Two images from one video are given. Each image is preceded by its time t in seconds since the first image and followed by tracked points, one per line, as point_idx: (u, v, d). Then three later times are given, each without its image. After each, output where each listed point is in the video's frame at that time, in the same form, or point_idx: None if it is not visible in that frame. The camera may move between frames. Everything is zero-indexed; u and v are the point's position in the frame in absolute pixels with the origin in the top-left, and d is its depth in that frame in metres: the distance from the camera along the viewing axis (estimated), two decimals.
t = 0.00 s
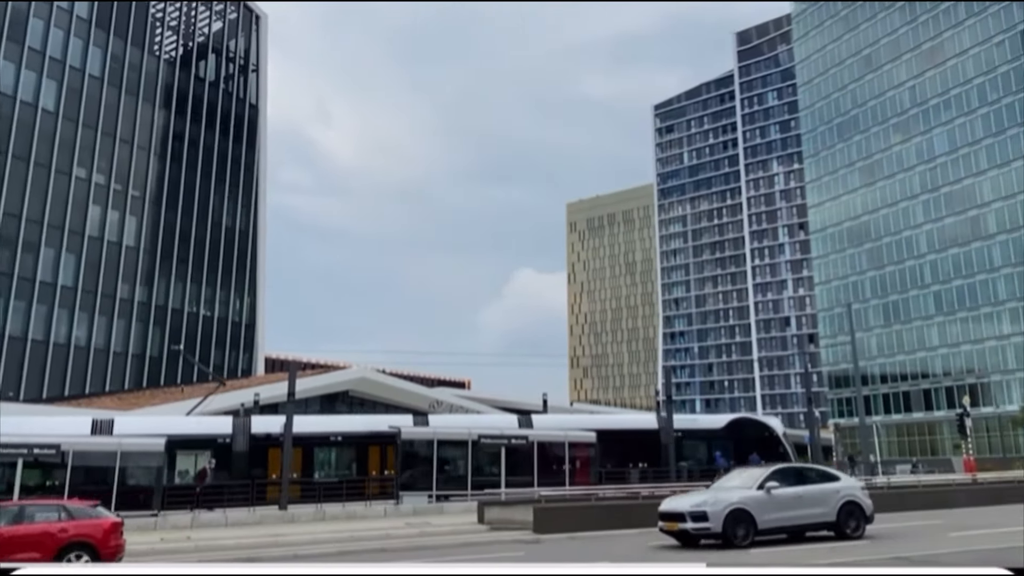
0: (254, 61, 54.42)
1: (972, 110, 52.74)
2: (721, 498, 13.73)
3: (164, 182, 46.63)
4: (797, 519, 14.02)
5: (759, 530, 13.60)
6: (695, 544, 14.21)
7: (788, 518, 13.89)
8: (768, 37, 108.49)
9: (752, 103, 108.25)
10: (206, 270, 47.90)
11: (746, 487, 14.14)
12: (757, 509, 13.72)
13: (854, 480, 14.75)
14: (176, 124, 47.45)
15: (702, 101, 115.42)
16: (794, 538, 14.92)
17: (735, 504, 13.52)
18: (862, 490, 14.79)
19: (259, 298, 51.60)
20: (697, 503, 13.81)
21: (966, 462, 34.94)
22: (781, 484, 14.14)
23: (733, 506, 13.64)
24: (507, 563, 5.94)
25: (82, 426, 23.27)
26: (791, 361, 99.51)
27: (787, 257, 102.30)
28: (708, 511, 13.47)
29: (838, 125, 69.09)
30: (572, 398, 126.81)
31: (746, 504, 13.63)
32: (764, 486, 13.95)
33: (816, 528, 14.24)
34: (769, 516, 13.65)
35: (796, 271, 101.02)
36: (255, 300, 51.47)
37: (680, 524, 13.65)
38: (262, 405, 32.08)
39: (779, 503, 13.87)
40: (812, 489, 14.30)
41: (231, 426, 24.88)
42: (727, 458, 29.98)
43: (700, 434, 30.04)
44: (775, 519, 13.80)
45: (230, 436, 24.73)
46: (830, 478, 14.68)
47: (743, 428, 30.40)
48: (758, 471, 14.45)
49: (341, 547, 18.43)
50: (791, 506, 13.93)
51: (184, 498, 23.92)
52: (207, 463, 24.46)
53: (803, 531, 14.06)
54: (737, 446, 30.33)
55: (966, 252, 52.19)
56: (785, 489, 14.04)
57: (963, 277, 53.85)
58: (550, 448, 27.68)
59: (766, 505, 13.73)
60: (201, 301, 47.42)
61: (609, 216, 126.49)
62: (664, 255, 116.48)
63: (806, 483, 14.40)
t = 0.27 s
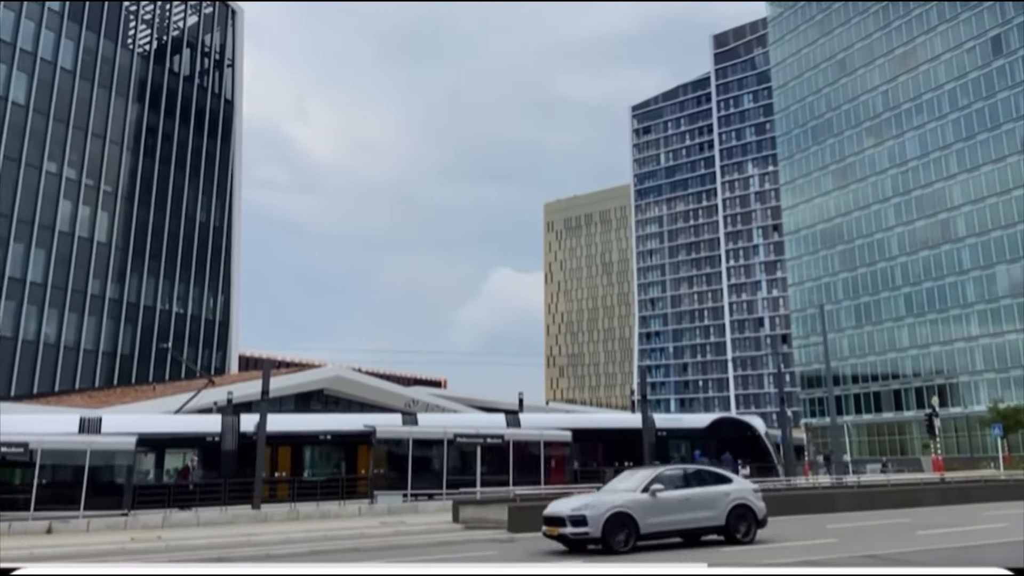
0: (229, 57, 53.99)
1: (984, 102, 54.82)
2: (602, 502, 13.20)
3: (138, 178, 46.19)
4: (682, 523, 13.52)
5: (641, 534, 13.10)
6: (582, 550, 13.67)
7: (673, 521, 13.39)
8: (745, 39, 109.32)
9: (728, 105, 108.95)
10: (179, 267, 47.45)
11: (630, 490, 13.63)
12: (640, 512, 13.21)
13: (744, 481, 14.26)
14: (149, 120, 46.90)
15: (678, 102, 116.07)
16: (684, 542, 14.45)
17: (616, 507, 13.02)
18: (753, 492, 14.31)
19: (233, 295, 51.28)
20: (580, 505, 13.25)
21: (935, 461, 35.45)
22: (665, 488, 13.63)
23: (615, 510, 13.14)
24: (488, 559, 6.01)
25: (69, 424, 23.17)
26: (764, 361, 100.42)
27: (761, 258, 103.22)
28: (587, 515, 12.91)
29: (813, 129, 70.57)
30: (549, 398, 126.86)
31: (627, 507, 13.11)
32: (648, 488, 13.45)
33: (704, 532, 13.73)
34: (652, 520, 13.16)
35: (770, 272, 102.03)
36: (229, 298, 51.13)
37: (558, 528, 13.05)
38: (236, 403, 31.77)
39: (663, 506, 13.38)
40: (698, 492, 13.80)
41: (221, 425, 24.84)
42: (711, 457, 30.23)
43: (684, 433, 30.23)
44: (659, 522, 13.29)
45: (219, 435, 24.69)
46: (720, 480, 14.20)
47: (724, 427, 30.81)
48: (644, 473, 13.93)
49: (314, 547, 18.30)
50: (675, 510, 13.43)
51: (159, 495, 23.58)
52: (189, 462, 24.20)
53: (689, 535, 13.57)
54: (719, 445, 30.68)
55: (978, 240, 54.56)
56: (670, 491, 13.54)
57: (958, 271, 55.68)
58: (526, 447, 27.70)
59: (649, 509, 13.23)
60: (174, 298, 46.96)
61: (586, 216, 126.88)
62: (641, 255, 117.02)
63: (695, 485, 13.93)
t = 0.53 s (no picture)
0: (204, 51, 53.53)
1: (954, 106, 54.00)
2: (483, 505, 12.37)
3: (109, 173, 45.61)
4: (567, 527, 12.75)
5: (519, 539, 12.29)
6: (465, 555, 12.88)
7: (556, 525, 12.62)
8: (721, 42, 110.18)
9: (704, 107, 109.71)
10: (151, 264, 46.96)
11: (513, 492, 12.83)
12: (521, 516, 12.39)
13: (637, 483, 13.58)
14: (121, 113, 46.26)
15: (655, 103, 116.79)
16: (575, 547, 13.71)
17: (495, 510, 12.21)
18: (645, 495, 13.61)
19: (206, 292, 50.88)
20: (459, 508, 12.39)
21: (902, 460, 36.01)
22: (551, 490, 12.88)
23: (495, 513, 12.32)
24: (459, 561, 6.03)
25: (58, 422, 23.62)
26: (736, 361, 101.32)
27: (735, 259, 104.18)
28: (464, 520, 12.04)
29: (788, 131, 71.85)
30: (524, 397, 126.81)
31: (508, 510, 12.31)
32: (532, 490, 12.66)
33: (591, 536, 12.97)
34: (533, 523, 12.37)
35: (743, 273, 103.09)
36: (202, 295, 50.71)
37: (435, 533, 12.20)
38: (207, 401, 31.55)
39: (547, 509, 12.60)
40: (586, 493, 13.07)
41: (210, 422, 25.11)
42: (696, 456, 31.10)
43: (671, 432, 30.97)
44: (542, 527, 12.50)
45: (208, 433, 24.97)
46: (611, 482, 13.51)
47: (708, 426, 31.66)
48: (529, 475, 13.15)
49: (285, 546, 18.20)
50: (559, 513, 12.67)
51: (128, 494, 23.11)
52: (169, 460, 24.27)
53: (574, 540, 12.83)
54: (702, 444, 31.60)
55: (946, 243, 53.22)
56: (555, 493, 12.77)
57: (927, 274, 55.21)
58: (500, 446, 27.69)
59: (531, 512, 12.44)
60: (145, 295, 46.42)
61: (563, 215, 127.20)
62: (617, 255, 117.52)
63: (584, 487, 13.21)
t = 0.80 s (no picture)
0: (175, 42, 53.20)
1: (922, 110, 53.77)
2: (363, 509, 13.64)
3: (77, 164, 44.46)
4: (447, 529, 13.91)
5: (396, 544, 13.47)
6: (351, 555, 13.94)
7: (438, 528, 13.77)
8: (697, 44, 111.53)
9: (680, 108, 111.51)
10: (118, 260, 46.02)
11: (400, 495, 14.03)
12: (398, 521, 13.57)
13: (525, 487, 14.96)
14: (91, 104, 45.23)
15: (631, 104, 117.75)
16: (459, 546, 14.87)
17: (373, 515, 13.48)
18: (533, 498, 14.99)
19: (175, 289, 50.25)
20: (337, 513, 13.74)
21: (869, 459, 36.59)
22: (436, 493, 14.06)
23: (375, 517, 13.56)
24: (420, 564, 5.99)
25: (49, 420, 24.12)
26: (710, 360, 103.17)
27: (709, 259, 106.57)
28: (334, 525, 13.45)
29: (762, 132, 72.83)
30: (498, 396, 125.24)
31: (386, 515, 13.54)
32: (413, 494, 13.90)
33: (474, 538, 14.16)
34: (412, 528, 13.53)
35: (717, 273, 105.40)
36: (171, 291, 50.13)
37: (306, 538, 13.65)
38: (177, 400, 31.30)
39: (429, 513, 13.77)
40: (470, 497, 14.29)
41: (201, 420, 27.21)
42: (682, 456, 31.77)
43: (655, 432, 31.74)
44: (422, 530, 13.64)
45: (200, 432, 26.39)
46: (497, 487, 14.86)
47: (691, 426, 32.35)
48: (414, 481, 14.41)
49: (257, 545, 18.14)
50: (439, 516, 13.84)
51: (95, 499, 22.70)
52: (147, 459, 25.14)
53: (456, 543, 13.99)
54: (687, 443, 32.29)
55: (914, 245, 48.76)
56: (437, 497, 14.01)
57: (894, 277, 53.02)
58: (475, 444, 27.47)
59: (410, 516, 13.60)
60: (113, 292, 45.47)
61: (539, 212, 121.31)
62: (592, 254, 115.44)
63: (467, 493, 14.41)
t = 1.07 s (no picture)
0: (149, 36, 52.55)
1: (894, 115, 57.20)
2: (222, 513, 10.99)
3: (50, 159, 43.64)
4: (324, 538, 11.39)
5: (263, 553, 10.90)
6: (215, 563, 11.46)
7: (313, 536, 11.25)
8: (674, 45, 111.83)
9: (656, 110, 110.96)
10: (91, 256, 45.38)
11: (269, 497, 11.43)
12: (269, 527, 11.01)
13: (415, 488, 12.33)
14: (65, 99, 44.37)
15: (609, 104, 118.03)
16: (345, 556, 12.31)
17: (236, 520, 10.85)
18: (426, 501, 12.35)
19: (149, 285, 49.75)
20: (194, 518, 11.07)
21: (840, 459, 36.98)
22: (312, 495, 11.48)
23: (237, 523, 10.93)
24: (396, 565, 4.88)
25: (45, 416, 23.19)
26: (684, 360, 103.07)
27: (683, 260, 105.92)
28: (195, 530, 10.77)
29: (735, 135, 73.32)
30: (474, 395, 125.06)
31: (250, 519, 10.92)
32: (286, 497, 11.29)
33: (354, 548, 11.61)
34: (281, 535, 10.98)
35: (691, 274, 105.00)
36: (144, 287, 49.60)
37: (167, 546, 10.90)
38: (149, 397, 30.95)
39: (302, 519, 11.20)
40: (354, 500, 11.70)
41: (195, 420, 25.94)
42: (665, 456, 31.61)
43: (640, 432, 31.60)
44: (294, 538, 11.08)
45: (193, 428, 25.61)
46: (386, 487, 12.18)
47: (677, 426, 32.31)
48: (288, 481, 11.73)
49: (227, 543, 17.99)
50: (316, 521, 11.30)
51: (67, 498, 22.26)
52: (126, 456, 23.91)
53: (337, 552, 11.51)
54: (672, 443, 32.11)
55: (887, 247, 56.60)
56: (315, 500, 11.43)
57: (868, 277, 57.92)
58: (449, 443, 27.35)
59: (281, 521, 11.05)
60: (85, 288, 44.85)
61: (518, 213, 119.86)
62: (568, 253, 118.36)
63: (351, 493, 11.80)
